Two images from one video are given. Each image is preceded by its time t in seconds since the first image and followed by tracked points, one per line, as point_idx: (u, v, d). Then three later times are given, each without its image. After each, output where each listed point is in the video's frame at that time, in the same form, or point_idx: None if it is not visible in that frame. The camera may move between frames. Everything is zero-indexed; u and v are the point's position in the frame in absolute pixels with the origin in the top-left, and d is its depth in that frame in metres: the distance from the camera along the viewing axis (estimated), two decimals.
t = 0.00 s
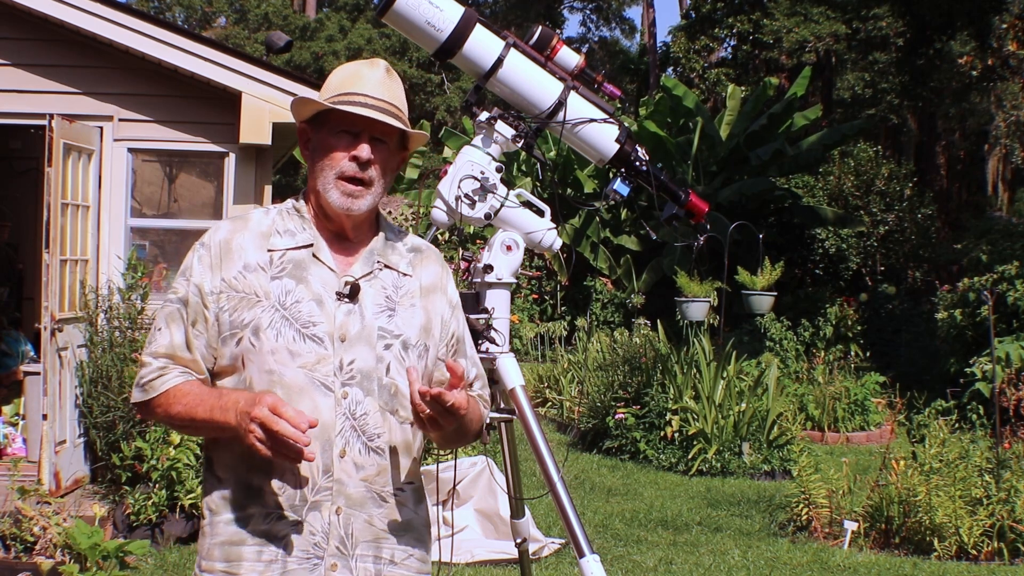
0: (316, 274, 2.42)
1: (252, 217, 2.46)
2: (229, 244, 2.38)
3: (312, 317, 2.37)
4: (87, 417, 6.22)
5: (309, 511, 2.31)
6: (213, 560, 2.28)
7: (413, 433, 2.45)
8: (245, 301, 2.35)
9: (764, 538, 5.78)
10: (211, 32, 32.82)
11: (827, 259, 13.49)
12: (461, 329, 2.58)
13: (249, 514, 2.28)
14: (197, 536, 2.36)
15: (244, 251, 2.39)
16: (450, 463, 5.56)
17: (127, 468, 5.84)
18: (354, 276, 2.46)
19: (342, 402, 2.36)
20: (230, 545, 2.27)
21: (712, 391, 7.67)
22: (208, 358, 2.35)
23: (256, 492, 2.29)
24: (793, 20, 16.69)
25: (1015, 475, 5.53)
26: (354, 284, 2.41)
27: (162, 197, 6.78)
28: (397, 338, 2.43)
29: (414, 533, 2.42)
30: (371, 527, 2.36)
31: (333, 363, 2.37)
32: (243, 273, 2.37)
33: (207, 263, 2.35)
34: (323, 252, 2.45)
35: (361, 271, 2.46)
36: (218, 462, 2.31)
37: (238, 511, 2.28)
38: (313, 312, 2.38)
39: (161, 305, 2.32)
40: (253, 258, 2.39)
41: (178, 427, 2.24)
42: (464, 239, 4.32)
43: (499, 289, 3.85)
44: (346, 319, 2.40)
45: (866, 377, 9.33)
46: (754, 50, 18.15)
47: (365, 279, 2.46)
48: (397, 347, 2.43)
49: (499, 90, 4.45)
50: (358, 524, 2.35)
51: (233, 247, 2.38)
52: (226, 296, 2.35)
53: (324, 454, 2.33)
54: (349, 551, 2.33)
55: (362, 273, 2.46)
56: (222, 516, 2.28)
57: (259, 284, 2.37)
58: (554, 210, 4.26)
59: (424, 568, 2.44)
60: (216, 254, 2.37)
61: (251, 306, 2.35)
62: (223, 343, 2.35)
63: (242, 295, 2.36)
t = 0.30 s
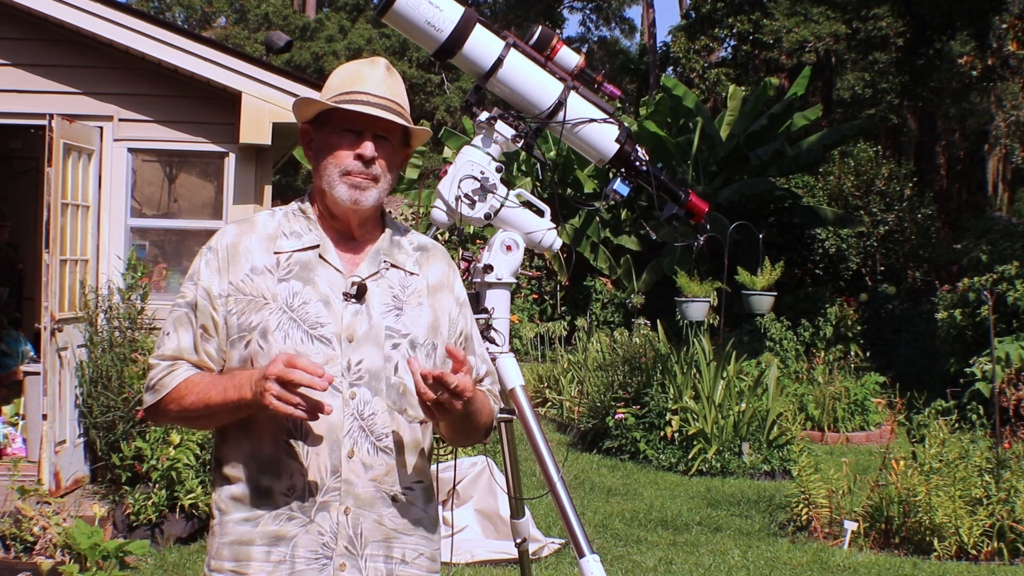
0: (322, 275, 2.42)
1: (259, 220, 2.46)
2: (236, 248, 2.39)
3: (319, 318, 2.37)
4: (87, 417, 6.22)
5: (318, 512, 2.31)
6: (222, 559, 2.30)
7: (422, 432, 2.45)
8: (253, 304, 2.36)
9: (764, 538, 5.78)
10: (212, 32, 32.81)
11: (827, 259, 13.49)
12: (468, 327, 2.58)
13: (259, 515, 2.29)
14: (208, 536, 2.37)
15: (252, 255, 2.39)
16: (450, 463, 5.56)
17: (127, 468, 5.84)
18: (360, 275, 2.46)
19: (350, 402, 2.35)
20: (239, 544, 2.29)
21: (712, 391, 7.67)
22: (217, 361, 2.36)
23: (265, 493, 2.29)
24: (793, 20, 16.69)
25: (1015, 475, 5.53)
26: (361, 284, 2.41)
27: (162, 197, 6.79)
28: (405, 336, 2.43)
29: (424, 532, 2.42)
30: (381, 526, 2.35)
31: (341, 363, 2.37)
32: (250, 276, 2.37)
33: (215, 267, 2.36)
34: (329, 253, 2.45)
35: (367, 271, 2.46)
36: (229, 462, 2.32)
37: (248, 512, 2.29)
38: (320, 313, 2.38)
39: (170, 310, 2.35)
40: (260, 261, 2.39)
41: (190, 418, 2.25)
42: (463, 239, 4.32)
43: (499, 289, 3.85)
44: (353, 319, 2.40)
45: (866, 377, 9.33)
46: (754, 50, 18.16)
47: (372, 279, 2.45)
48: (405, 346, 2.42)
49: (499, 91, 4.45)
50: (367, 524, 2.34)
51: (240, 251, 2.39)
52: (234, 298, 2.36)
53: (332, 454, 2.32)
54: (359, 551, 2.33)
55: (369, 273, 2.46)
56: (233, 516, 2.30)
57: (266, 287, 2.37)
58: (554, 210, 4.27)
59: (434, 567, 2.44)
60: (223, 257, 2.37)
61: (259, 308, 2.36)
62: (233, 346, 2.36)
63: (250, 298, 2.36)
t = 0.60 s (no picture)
0: (326, 275, 2.43)
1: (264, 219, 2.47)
2: (241, 247, 2.40)
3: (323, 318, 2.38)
4: (87, 417, 6.22)
5: (321, 511, 2.31)
6: (226, 558, 2.30)
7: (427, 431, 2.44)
8: (258, 303, 2.37)
9: (764, 538, 5.78)
10: (211, 32, 32.79)
11: (826, 259, 13.49)
12: (475, 326, 2.57)
13: (262, 514, 2.29)
14: (212, 535, 2.38)
15: (256, 255, 2.40)
16: (450, 463, 5.56)
17: (127, 468, 5.84)
18: (364, 275, 2.46)
19: (353, 402, 2.35)
20: (243, 544, 2.29)
21: (712, 391, 7.67)
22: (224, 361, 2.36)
23: (269, 492, 2.30)
24: (793, 20, 16.69)
25: (1015, 475, 5.53)
26: (364, 283, 2.41)
27: (162, 197, 6.79)
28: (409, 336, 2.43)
29: (427, 531, 2.41)
30: (384, 526, 2.35)
31: (345, 362, 2.36)
32: (255, 275, 2.38)
33: (220, 265, 2.37)
34: (333, 252, 2.45)
35: (371, 270, 2.46)
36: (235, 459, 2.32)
37: (252, 511, 2.30)
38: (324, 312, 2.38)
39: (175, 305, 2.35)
40: (264, 260, 2.40)
41: (192, 401, 2.22)
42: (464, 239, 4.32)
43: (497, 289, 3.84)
44: (357, 319, 2.40)
45: (867, 377, 9.33)
46: (754, 50, 18.16)
47: (376, 278, 2.45)
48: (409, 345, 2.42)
49: (499, 90, 4.45)
50: (370, 523, 2.34)
51: (245, 250, 2.40)
52: (239, 297, 2.37)
53: (335, 453, 2.32)
54: (361, 551, 2.33)
55: (373, 272, 2.46)
56: (237, 516, 2.30)
57: (271, 286, 2.38)
58: (554, 210, 4.27)
59: (439, 567, 2.44)
60: (228, 256, 2.38)
61: (264, 308, 2.37)
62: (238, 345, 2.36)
63: (254, 297, 2.37)
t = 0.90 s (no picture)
0: (326, 275, 2.43)
1: (264, 220, 2.49)
2: (240, 248, 2.42)
3: (322, 318, 2.38)
4: (87, 417, 6.22)
5: (320, 512, 2.31)
6: (226, 558, 2.31)
7: (429, 432, 2.43)
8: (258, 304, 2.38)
9: (764, 538, 5.78)
10: (211, 32, 32.79)
11: (827, 259, 13.49)
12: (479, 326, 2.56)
13: (262, 514, 2.30)
14: (214, 534, 2.38)
15: (256, 255, 2.42)
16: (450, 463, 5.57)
17: (127, 468, 5.84)
18: (364, 275, 2.46)
19: (353, 402, 2.35)
20: (243, 544, 2.29)
21: (712, 391, 7.67)
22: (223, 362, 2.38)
23: (268, 492, 2.30)
24: (793, 20, 16.69)
25: (1015, 475, 5.53)
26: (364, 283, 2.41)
27: (162, 197, 6.79)
28: (410, 336, 2.42)
29: (429, 533, 2.40)
30: (383, 527, 2.35)
31: (344, 363, 2.36)
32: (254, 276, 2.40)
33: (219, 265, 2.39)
34: (332, 253, 2.46)
35: (371, 270, 2.46)
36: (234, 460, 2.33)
37: (252, 510, 2.30)
38: (323, 312, 2.38)
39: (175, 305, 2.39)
40: (264, 261, 2.42)
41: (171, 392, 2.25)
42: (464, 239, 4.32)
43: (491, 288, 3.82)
44: (357, 319, 2.39)
45: (867, 377, 9.33)
46: (754, 50, 18.17)
47: (377, 278, 2.45)
48: (409, 345, 2.42)
49: (499, 90, 4.45)
50: (370, 524, 2.34)
51: (245, 250, 2.42)
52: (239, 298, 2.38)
53: (334, 454, 2.32)
54: (361, 551, 2.32)
55: (373, 272, 2.46)
56: (237, 516, 2.31)
57: (270, 287, 2.39)
58: (554, 210, 4.27)
59: (440, 568, 2.42)
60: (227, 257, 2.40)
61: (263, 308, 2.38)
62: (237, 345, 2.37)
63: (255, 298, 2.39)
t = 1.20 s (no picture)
0: (327, 276, 2.43)
1: (265, 220, 2.49)
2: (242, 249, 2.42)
3: (323, 319, 2.38)
4: (87, 417, 6.23)
5: (320, 513, 2.31)
6: (228, 558, 2.31)
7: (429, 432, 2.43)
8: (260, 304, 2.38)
9: (764, 538, 5.78)
10: (211, 32, 32.78)
11: (827, 259, 13.49)
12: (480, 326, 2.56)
13: (263, 514, 2.30)
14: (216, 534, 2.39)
15: (257, 256, 2.43)
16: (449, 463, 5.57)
17: (127, 468, 5.84)
18: (365, 275, 2.46)
19: (353, 403, 2.35)
20: (243, 544, 2.30)
21: (712, 391, 7.67)
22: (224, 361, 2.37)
23: (268, 492, 2.30)
24: (793, 20, 16.69)
25: (1015, 475, 5.53)
26: (364, 284, 2.41)
27: (162, 197, 6.79)
28: (410, 336, 2.42)
29: (429, 533, 2.40)
30: (383, 527, 2.35)
31: (344, 364, 2.36)
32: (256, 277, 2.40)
33: (220, 266, 2.39)
34: (333, 253, 2.46)
35: (372, 271, 2.46)
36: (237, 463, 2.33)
37: (252, 511, 2.30)
38: (323, 314, 2.38)
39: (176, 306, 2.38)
40: (265, 262, 2.42)
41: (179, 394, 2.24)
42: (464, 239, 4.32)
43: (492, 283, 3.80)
44: (357, 319, 2.40)
45: (867, 377, 9.33)
46: (754, 50, 18.17)
47: (377, 279, 2.45)
48: (410, 346, 2.42)
49: (499, 90, 4.45)
50: (370, 525, 2.34)
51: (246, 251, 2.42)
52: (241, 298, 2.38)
53: (334, 455, 2.32)
54: (361, 552, 2.32)
55: (374, 273, 2.46)
56: (238, 516, 2.31)
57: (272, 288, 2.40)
58: (554, 210, 4.27)
59: (440, 568, 2.42)
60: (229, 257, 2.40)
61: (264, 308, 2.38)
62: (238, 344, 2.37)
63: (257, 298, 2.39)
